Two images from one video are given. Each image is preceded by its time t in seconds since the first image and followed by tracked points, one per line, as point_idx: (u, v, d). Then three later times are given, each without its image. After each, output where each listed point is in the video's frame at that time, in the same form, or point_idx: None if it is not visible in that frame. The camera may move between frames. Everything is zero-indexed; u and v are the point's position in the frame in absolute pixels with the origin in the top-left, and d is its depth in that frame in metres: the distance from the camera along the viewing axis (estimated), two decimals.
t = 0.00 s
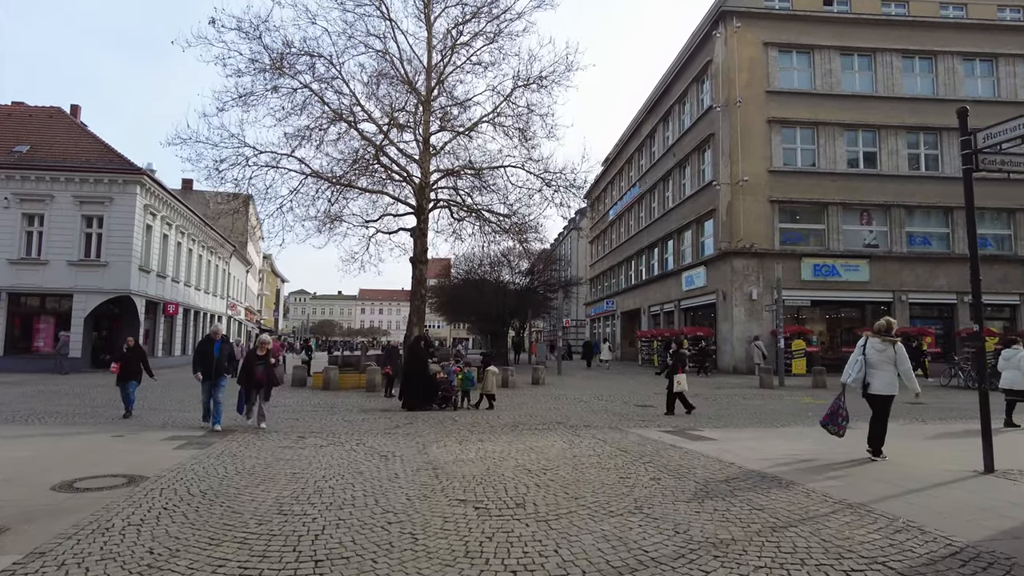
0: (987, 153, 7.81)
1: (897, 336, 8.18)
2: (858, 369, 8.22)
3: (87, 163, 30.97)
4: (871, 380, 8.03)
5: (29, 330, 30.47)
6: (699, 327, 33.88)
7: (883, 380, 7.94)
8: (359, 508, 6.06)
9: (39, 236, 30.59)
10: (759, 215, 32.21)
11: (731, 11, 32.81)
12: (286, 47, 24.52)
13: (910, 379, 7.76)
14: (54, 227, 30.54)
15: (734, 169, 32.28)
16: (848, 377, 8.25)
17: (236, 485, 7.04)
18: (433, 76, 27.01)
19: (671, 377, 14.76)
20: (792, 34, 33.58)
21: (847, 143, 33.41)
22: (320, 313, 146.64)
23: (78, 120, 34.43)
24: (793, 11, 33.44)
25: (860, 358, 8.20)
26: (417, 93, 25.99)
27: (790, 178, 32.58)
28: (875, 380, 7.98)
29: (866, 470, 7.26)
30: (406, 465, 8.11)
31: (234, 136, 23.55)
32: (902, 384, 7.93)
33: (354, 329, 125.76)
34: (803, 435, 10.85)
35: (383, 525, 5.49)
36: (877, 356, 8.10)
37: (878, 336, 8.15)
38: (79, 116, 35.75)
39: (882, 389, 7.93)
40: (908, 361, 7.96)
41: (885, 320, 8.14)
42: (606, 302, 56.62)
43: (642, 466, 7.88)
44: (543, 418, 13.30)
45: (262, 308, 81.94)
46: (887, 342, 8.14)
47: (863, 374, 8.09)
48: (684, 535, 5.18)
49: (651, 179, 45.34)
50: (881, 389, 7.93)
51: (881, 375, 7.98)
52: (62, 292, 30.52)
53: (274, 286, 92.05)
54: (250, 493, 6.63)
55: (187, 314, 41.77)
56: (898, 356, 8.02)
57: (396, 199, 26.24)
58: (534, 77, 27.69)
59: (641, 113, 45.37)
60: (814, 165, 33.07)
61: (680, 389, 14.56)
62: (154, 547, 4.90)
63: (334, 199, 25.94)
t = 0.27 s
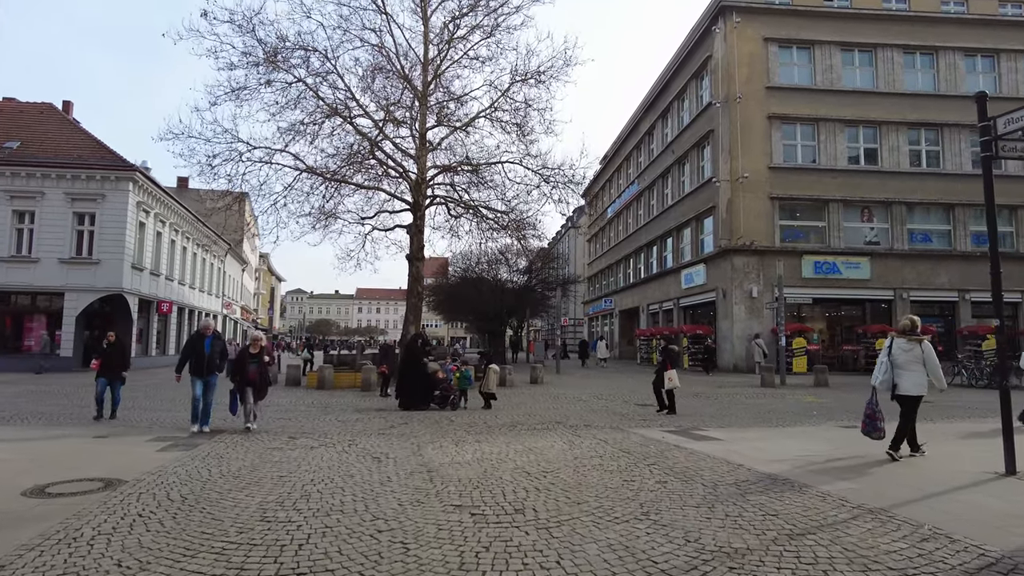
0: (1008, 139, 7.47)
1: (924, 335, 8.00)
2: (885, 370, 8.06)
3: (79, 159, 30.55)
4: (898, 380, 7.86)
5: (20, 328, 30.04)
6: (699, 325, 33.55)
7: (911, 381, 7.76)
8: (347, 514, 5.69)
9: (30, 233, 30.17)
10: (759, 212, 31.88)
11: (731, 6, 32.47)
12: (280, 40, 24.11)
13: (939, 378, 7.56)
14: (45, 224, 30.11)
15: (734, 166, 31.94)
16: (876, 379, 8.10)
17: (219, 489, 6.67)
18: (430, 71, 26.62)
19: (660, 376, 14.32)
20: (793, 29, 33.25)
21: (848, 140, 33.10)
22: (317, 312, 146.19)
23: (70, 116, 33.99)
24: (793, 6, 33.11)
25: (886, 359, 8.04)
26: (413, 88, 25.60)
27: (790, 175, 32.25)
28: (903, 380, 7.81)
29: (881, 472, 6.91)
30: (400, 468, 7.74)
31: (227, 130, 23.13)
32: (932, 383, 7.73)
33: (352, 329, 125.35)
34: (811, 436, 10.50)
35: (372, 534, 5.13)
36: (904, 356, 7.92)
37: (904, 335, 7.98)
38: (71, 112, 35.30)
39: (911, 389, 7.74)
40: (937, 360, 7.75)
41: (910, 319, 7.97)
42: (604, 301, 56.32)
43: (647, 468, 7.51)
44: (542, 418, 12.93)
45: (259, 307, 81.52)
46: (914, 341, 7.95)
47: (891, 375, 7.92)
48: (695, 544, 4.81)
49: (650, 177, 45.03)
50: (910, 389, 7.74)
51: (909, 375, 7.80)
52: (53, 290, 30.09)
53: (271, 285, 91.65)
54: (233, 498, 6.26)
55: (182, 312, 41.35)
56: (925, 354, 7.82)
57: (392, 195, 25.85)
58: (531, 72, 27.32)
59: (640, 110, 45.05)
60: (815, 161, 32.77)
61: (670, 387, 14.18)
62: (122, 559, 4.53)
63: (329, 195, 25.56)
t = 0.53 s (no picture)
0: None
1: (952, 334, 7.90)
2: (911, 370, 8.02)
3: (70, 157, 30.09)
4: (924, 380, 7.82)
5: (10, 329, 29.59)
6: (698, 324, 33.24)
7: (936, 381, 7.71)
8: (337, 531, 5.34)
9: (20, 232, 29.73)
10: (759, 210, 31.60)
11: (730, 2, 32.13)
12: (274, 35, 23.72)
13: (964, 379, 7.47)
14: (35, 223, 29.66)
15: (734, 164, 31.64)
16: (903, 379, 8.09)
17: (204, 501, 6.33)
18: (426, 67, 26.25)
19: (648, 378, 13.89)
20: (792, 26, 32.94)
21: (848, 137, 32.83)
22: (314, 312, 145.74)
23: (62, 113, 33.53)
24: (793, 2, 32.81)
25: (911, 358, 8.01)
26: (409, 85, 25.21)
27: (790, 173, 31.96)
28: (928, 380, 7.76)
29: (900, 481, 6.58)
30: (394, 478, 7.40)
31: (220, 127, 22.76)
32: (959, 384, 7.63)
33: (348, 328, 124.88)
34: (819, 440, 10.20)
35: (363, 552, 4.77)
36: (930, 356, 7.86)
37: (930, 335, 7.92)
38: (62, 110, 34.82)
39: (936, 389, 7.68)
40: (963, 360, 7.65)
41: (936, 318, 7.90)
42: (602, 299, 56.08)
43: (652, 477, 7.17)
44: (540, 421, 12.58)
45: (254, 307, 81.06)
46: (941, 341, 7.87)
47: (916, 376, 7.89)
48: (709, 566, 4.46)
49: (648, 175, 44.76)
50: (935, 389, 7.69)
51: (933, 376, 7.75)
52: (44, 290, 29.64)
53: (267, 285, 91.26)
54: (216, 512, 5.90)
55: (176, 312, 40.92)
56: (952, 354, 7.72)
57: (388, 193, 25.50)
58: (529, 68, 26.96)
59: (638, 107, 44.74)
60: (815, 159, 32.49)
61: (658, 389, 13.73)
62: None
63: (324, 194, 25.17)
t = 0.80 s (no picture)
0: None
1: (992, 334, 7.75)
2: (946, 368, 7.91)
3: (63, 154, 29.70)
4: (958, 379, 7.72)
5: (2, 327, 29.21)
6: (699, 324, 32.94)
7: (971, 381, 7.60)
8: (329, 540, 5.01)
9: (13, 230, 29.35)
10: (760, 209, 31.30)
11: None
12: (270, 29, 23.35)
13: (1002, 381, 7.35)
14: (28, 220, 29.28)
15: (735, 161, 31.34)
16: (936, 376, 7.98)
17: (188, 507, 5.96)
18: (424, 63, 25.91)
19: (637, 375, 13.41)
20: (795, 22, 32.63)
21: (850, 135, 32.54)
22: (311, 311, 145.36)
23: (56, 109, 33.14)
24: None
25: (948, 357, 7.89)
26: (408, 80, 24.84)
27: (792, 171, 31.67)
28: (963, 380, 7.66)
29: (921, 486, 6.27)
30: (389, 482, 7.07)
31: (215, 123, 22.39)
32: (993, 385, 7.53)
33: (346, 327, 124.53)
34: (829, 441, 9.89)
35: (355, 565, 4.44)
36: (967, 356, 7.74)
37: (969, 334, 7.78)
38: (56, 106, 34.40)
39: (971, 389, 7.58)
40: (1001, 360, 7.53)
41: (977, 317, 7.76)
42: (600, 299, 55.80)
43: (659, 481, 6.85)
44: (541, 422, 12.25)
45: (251, 306, 80.72)
46: (979, 341, 7.74)
47: (951, 375, 7.78)
48: None
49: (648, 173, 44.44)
50: (969, 389, 7.59)
51: (968, 376, 7.64)
52: (37, 288, 29.27)
53: (265, 284, 90.91)
54: (200, 519, 5.56)
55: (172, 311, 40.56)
56: (990, 355, 7.59)
57: (386, 190, 25.15)
58: (528, 64, 26.62)
59: (637, 105, 44.44)
60: (817, 157, 32.20)
61: (646, 389, 13.28)
62: None
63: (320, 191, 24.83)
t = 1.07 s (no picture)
0: None
1: None
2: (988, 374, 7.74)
3: (57, 152, 29.32)
4: (1004, 385, 7.55)
5: None
6: (699, 325, 32.63)
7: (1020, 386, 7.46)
8: (321, 562, 4.67)
9: (5, 228, 28.96)
10: (762, 209, 31.02)
11: None
12: (266, 25, 22.99)
13: None
14: (21, 219, 28.89)
15: (737, 161, 31.05)
16: (976, 381, 7.79)
17: (171, 522, 5.61)
18: (422, 60, 25.56)
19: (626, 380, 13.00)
20: (797, 21, 32.34)
21: (852, 135, 32.25)
22: (309, 311, 144.93)
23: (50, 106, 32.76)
24: None
25: (988, 361, 7.72)
26: (406, 78, 24.47)
27: (794, 170, 31.37)
28: (1010, 385, 7.50)
29: (946, 501, 5.94)
30: (386, 493, 6.74)
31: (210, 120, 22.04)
32: None
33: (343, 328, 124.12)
34: (840, 449, 9.59)
35: None
36: (1011, 360, 7.60)
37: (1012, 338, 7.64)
38: (50, 103, 34.00)
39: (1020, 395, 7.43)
40: None
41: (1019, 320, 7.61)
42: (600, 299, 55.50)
43: (669, 493, 6.53)
44: (542, 427, 11.92)
45: (249, 306, 80.31)
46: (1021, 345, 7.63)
47: (996, 380, 7.60)
48: None
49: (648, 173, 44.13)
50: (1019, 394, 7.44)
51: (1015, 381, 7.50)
52: (29, 288, 28.88)
53: (262, 284, 90.51)
54: (183, 537, 5.21)
55: (167, 311, 40.17)
56: None
57: (383, 189, 24.81)
58: (528, 61, 26.30)
59: (638, 105, 44.14)
60: (819, 157, 31.92)
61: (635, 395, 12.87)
62: None
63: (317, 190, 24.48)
